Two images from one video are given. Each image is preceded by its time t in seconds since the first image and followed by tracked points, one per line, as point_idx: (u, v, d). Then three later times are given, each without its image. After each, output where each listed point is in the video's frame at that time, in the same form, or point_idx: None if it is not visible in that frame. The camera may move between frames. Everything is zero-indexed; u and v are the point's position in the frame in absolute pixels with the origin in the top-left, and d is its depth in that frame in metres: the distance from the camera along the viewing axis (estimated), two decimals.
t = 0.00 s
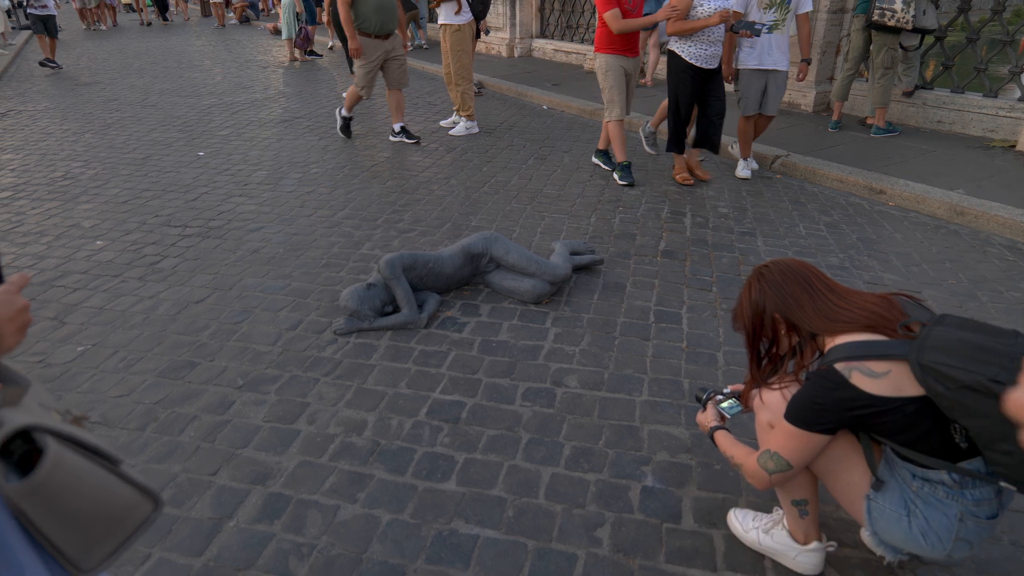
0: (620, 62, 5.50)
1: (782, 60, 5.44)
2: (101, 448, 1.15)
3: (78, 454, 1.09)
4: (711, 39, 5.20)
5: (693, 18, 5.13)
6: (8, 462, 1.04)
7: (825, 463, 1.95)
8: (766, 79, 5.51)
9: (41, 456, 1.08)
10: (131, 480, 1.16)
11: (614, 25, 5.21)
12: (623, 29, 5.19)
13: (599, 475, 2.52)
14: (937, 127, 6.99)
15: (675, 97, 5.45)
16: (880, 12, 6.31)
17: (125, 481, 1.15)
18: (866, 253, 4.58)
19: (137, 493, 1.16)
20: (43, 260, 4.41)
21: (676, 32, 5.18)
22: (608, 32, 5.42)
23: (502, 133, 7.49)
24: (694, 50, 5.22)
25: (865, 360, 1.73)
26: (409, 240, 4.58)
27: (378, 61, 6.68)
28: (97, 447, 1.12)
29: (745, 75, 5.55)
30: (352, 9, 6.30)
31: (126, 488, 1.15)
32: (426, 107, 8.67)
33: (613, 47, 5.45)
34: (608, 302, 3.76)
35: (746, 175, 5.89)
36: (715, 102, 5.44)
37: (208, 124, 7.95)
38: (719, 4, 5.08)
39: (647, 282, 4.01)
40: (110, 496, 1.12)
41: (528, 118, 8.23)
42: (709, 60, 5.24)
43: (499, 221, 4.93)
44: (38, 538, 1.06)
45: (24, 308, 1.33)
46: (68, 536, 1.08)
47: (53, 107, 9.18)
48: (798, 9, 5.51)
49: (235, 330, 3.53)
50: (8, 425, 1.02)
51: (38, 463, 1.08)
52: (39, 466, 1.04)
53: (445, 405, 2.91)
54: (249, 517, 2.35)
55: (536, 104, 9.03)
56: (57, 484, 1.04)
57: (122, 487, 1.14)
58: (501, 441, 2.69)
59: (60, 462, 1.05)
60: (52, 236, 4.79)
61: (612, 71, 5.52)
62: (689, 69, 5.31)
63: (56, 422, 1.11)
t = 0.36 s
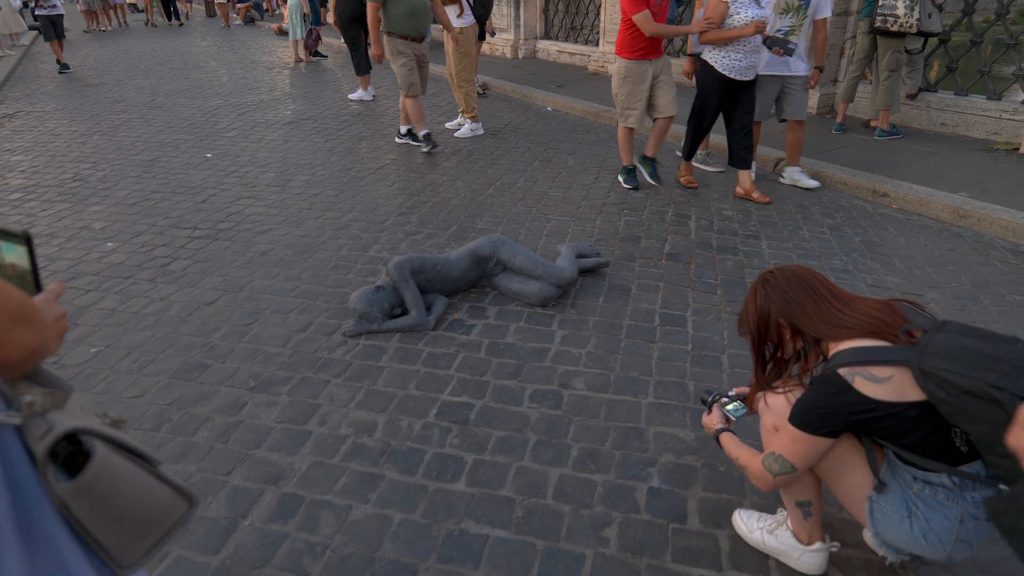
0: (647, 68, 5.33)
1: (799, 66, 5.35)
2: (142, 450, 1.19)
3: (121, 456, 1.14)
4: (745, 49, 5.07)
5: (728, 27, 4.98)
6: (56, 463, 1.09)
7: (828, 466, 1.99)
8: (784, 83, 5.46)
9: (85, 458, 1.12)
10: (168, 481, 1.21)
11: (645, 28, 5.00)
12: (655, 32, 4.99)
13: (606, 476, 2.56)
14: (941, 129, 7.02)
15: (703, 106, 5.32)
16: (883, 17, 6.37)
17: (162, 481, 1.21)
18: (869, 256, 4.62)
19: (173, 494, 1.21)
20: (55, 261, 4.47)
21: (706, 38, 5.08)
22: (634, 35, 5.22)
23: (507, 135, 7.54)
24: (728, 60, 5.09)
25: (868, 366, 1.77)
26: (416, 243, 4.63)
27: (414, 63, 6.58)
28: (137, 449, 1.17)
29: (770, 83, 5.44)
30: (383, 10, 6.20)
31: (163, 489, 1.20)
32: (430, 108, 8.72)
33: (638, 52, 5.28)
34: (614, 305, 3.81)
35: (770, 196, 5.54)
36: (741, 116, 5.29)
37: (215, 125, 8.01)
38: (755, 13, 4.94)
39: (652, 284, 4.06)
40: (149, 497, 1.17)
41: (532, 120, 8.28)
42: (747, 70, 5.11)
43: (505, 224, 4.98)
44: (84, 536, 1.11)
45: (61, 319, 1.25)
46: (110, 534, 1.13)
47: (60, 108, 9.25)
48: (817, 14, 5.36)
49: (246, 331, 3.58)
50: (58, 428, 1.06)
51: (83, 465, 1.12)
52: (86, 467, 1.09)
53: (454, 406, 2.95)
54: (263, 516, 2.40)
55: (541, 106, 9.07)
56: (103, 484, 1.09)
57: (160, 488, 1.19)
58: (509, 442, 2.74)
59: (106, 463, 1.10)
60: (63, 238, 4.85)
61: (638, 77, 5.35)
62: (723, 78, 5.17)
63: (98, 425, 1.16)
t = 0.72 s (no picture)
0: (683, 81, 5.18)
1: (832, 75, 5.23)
2: (183, 453, 1.24)
3: (164, 458, 1.19)
4: (783, 53, 4.95)
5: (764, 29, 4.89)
6: (103, 463, 1.15)
7: (831, 468, 2.04)
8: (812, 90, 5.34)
9: (132, 459, 1.18)
10: (206, 482, 1.26)
11: (682, 39, 4.86)
12: (692, 44, 4.84)
13: (613, 477, 2.61)
14: (944, 132, 7.05)
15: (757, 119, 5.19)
16: (891, 20, 6.43)
17: (201, 482, 1.25)
18: (871, 259, 4.66)
19: (210, 494, 1.25)
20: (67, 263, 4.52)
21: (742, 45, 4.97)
22: (671, 48, 5.08)
23: (512, 137, 7.59)
24: (768, 65, 4.99)
25: (871, 371, 1.82)
26: (423, 245, 4.68)
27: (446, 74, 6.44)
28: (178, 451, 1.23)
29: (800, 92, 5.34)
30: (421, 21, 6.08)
31: (202, 489, 1.25)
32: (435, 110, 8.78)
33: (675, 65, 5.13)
34: (619, 308, 3.86)
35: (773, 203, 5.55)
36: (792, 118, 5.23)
37: (222, 127, 8.07)
38: (794, 15, 4.87)
39: (657, 287, 4.10)
40: (188, 497, 1.21)
41: (536, 122, 8.33)
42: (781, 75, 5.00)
43: (511, 226, 5.03)
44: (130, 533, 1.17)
45: (101, 324, 1.25)
46: (153, 531, 1.19)
47: (68, 110, 9.31)
48: (850, 22, 5.31)
49: (257, 333, 3.63)
50: (106, 431, 1.13)
51: (129, 466, 1.18)
52: (131, 469, 1.15)
53: (463, 408, 3.01)
54: (278, 515, 2.46)
55: (545, 108, 9.12)
56: (149, 485, 1.15)
57: (199, 488, 1.24)
58: (518, 443, 2.79)
59: (151, 466, 1.16)
60: (74, 239, 4.91)
61: (674, 89, 5.20)
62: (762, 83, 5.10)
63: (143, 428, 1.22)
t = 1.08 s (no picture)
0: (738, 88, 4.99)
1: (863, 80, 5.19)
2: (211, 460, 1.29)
3: (195, 464, 1.24)
4: (822, 65, 4.85)
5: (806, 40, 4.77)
6: (137, 469, 1.21)
7: (834, 473, 2.07)
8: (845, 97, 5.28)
9: (163, 464, 1.23)
10: (232, 487, 1.30)
11: (736, 49, 4.64)
12: (745, 54, 4.65)
13: (619, 479, 2.65)
14: (948, 135, 7.06)
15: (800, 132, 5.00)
16: (895, 25, 6.47)
17: (228, 487, 1.29)
18: (874, 263, 4.69)
19: (236, 499, 1.30)
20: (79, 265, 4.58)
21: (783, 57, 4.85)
22: (722, 54, 4.89)
23: (517, 139, 7.64)
24: (806, 77, 4.85)
25: (873, 378, 1.86)
26: (430, 249, 4.73)
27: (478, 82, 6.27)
28: (207, 457, 1.27)
29: (836, 95, 5.25)
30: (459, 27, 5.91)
31: (229, 494, 1.29)
32: (440, 112, 8.83)
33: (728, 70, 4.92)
34: (624, 311, 3.90)
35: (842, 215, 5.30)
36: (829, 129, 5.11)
37: (229, 129, 8.13)
38: (833, 25, 4.76)
39: (662, 291, 4.14)
40: (216, 502, 1.26)
41: (541, 124, 8.38)
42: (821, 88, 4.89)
43: (517, 230, 5.07)
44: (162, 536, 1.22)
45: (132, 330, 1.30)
46: (183, 535, 1.23)
47: (75, 111, 9.37)
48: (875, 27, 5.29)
49: (267, 336, 3.68)
50: (141, 439, 1.18)
51: (161, 471, 1.23)
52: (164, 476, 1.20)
53: (470, 411, 3.05)
54: (290, 516, 2.50)
55: (550, 110, 9.17)
56: (181, 492, 1.20)
57: (226, 493, 1.28)
58: (525, 446, 2.83)
59: (183, 472, 1.21)
60: (85, 242, 4.96)
61: (732, 98, 4.98)
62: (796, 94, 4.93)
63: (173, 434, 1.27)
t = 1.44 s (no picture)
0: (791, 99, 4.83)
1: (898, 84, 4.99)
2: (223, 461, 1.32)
3: (207, 465, 1.27)
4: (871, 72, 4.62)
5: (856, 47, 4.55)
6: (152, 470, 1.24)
7: (831, 473, 2.11)
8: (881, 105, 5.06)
9: (176, 465, 1.27)
10: (242, 487, 1.33)
11: (785, 61, 4.54)
12: (796, 66, 4.52)
13: (619, 479, 2.69)
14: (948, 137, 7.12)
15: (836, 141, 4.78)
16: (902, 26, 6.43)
17: (238, 487, 1.33)
18: (874, 265, 4.72)
19: (246, 499, 1.33)
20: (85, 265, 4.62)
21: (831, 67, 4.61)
22: (773, 67, 4.73)
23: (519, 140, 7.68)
24: (857, 84, 4.60)
25: (870, 381, 1.89)
26: (432, 249, 4.77)
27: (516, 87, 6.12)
28: (218, 458, 1.31)
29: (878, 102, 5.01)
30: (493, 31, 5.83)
31: (239, 493, 1.32)
32: (443, 113, 8.88)
33: (780, 82, 4.75)
34: (625, 312, 3.94)
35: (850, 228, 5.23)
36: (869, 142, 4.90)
37: (232, 130, 8.17)
38: (883, 31, 4.56)
39: (663, 293, 4.18)
40: (227, 501, 1.29)
41: (543, 125, 8.42)
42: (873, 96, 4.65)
43: (519, 231, 5.10)
44: (174, 535, 1.26)
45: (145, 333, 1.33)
46: (195, 533, 1.27)
47: (79, 112, 9.43)
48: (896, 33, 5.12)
49: (271, 336, 3.72)
50: (155, 441, 1.21)
51: (174, 472, 1.27)
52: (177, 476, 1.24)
53: (472, 411, 3.09)
54: (295, 515, 2.54)
55: (552, 111, 9.21)
56: (193, 492, 1.24)
57: (236, 493, 1.32)
58: (527, 446, 2.87)
59: (196, 473, 1.24)
60: (91, 242, 5.01)
61: (786, 110, 4.83)
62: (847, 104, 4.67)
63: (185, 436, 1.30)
